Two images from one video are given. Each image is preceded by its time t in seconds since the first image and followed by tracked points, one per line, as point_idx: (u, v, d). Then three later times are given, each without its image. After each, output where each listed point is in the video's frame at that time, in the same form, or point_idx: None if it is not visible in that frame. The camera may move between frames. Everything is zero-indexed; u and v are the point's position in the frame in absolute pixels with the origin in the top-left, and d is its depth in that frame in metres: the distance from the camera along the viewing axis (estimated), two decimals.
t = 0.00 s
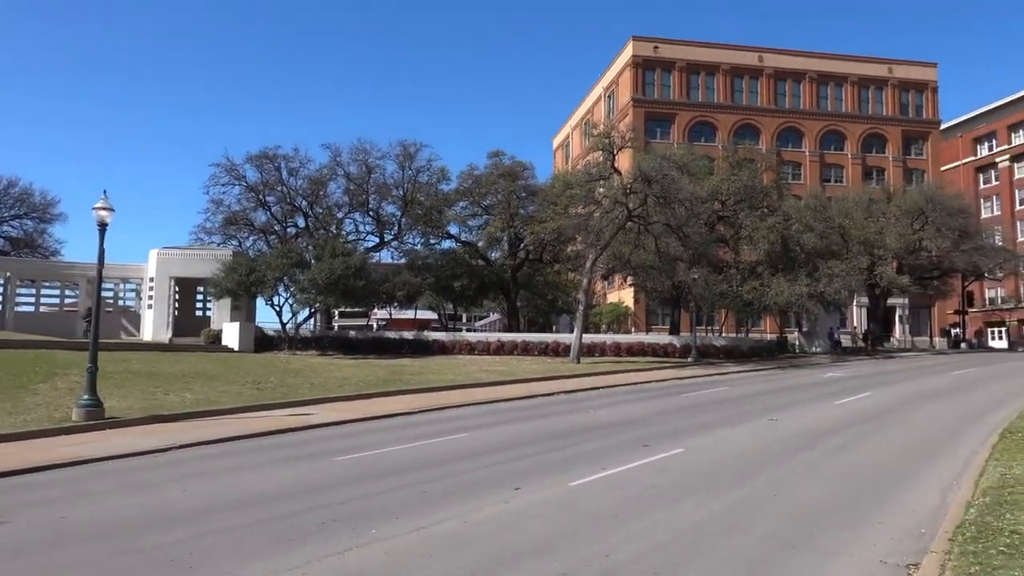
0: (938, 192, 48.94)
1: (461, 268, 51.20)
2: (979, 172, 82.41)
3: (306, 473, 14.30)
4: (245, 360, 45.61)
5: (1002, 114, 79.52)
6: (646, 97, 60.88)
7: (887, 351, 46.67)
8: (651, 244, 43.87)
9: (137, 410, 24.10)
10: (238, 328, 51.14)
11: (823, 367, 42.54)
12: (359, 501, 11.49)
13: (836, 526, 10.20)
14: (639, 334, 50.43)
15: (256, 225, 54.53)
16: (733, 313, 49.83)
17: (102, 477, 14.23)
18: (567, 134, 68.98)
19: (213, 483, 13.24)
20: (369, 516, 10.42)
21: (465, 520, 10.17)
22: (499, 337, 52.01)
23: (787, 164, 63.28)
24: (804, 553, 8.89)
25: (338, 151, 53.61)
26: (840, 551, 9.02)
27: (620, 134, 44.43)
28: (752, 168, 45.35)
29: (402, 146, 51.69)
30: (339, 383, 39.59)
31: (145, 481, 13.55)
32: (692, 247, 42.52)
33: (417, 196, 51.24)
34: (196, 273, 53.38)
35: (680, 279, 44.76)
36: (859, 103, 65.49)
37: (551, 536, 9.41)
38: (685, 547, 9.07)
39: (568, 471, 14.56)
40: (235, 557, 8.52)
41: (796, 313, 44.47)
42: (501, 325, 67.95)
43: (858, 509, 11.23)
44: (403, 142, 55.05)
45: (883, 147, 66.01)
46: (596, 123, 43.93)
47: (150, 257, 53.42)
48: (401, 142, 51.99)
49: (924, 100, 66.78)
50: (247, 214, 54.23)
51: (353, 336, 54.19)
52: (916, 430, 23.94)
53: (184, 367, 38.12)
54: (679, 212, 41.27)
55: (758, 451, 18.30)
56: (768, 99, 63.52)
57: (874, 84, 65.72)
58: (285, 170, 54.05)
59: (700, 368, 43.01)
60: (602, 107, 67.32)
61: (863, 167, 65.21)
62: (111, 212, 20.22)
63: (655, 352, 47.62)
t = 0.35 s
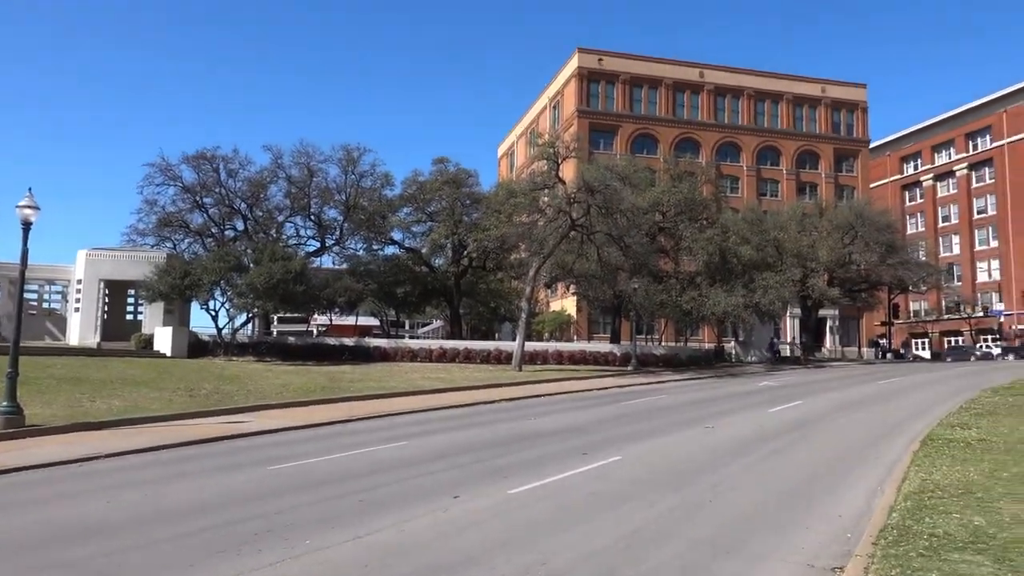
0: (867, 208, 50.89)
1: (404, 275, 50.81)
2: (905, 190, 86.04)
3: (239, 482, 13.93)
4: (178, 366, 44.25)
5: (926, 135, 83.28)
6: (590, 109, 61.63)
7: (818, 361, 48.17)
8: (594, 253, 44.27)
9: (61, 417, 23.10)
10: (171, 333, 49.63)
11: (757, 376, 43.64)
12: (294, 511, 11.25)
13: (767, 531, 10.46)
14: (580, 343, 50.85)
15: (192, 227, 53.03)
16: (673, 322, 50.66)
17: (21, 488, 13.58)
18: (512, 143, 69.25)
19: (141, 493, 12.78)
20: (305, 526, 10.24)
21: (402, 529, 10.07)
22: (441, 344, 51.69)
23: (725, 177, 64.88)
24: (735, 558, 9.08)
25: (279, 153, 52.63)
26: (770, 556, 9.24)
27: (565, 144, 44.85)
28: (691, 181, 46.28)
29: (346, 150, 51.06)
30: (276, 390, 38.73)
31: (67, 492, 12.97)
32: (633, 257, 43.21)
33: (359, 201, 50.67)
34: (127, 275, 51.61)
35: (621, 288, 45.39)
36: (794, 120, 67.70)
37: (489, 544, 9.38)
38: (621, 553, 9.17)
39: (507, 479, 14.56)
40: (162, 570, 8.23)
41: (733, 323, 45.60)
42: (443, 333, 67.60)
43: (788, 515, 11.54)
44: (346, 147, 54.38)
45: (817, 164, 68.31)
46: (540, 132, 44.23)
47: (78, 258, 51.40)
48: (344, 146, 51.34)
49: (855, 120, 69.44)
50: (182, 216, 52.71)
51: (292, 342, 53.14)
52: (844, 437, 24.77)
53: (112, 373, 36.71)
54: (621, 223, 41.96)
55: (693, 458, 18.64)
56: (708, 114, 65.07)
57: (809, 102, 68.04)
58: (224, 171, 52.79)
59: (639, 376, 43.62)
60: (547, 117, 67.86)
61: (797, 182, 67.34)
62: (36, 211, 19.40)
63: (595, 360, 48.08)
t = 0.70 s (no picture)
0: (811, 219, 52.32)
1: (356, 284, 50.21)
2: (847, 202, 88.74)
3: (182, 498, 13.55)
4: (121, 379, 43.00)
5: (867, 149, 86.10)
6: (543, 119, 62.06)
7: (767, 368, 49.23)
8: (547, 262, 44.50)
9: None
10: (114, 344, 48.22)
11: (707, 384, 44.35)
12: (239, 527, 10.98)
13: (716, 536, 10.65)
14: (534, 352, 50.95)
15: (136, 235, 51.63)
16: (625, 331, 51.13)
17: None
18: (465, 153, 69.24)
19: (78, 512, 12.34)
20: (250, 542, 10.01)
21: (350, 543, 9.92)
22: (393, 354, 51.23)
23: (676, 188, 65.98)
24: (684, 564, 9.20)
25: (228, 160, 51.65)
26: (719, 561, 9.38)
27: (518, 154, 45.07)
28: (642, 192, 46.92)
29: (297, 157, 50.38)
30: (223, 402, 37.81)
31: None
32: (585, 267, 43.62)
33: (311, 210, 50.02)
34: (68, 285, 49.98)
35: (574, 297, 45.72)
36: (741, 133, 69.30)
37: (440, 556, 9.30)
38: (572, 561, 9.22)
39: (458, 489, 14.47)
40: None
41: (683, 331, 46.33)
42: (396, 343, 67.01)
43: (736, 520, 11.75)
44: (296, 155, 53.65)
45: (763, 176, 69.99)
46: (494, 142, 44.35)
47: (15, 267, 49.58)
48: (295, 153, 50.66)
49: (799, 133, 71.44)
50: (126, 224, 51.28)
51: (241, 353, 52.05)
52: (790, 443, 25.37)
53: (49, 387, 35.40)
54: (574, 232, 42.14)
55: (644, 466, 18.83)
56: (658, 126, 66.14)
57: (755, 116, 69.74)
58: (170, 178, 51.61)
59: (591, 385, 43.93)
60: (500, 126, 68.09)
61: (744, 194, 68.86)
62: None
63: (549, 369, 48.27)
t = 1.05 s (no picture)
0: (766, 231, 53.29)
1: (315, 293, 49.41)
2: (801, 214, 90.77)
3: (133, 512, 13.22)
4: (69, 390, 41.75)
5: (819, 162, 88.23)
6: (503, 129, 62.28)
7: (724, 377, 49.89)
8: (507, 272, 44.57)
9: None
10: (62, 354, 46.86)
11: (665, 393, 44.81)
12: (192, 541, 10.76)
13: (674, 544, 10.75)
14: (494, 361, 50.87)
15: (86, 242, 50.30)
16: (585, 341, 51.34)
17: None
18: (426, 162, 69.04)
19: (23, 527, 11.95)
20: (204, 556, 9.82)
21: (308, 556, 9.80)
22: (352, 365, 50.61)
23: (634, 199, 66.71)
24: (643, 573, 9.27)
25: (183, 167, 50.70)
26: (676, 569, 9.48)
27: (478, 164, 45.23)
28: (602, 203, 47.27)
29: (254, 164, 49.68)
30: (176, 414, 36.97)
31: None
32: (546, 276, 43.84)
33: (268, 218, 49.30)
34: (13, 293, 48.46)
35: (535, 308, 45.87)
36: (698, 146, 70.46)
37: (398, 568, 9.24)
38: (531, 572, 9.22)
39: (417, 501, 14.37)
40: None
41: (643, 341, 46.74)
42: (355, 352, 66.28)
43: (693, 528, 11.89)
44: (254, 162, 52.91)
45: (720, 188, 71.20)
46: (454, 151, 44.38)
47: None
48: (252, 160, 49.97)
49: (754, 146, 72.91)
50: (76, 231, 49.92)
51: (194, 363, 50.94)
52: (746, 450, 25.77)
53: None
54: (534, 242, 42.48)
55: (603, 475, 18.93)
56: (617, 137, 66.89)
57: (712, 129, 70.99)
58: (122, 184, 50.46)
59: (551, 395, 44.07)
60: (461, 136, 68.10)
61: (702, 205, 69.93)
62: None
63: (508, 379, 48.25)
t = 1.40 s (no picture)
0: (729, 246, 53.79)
1: (279, 305, 48.66)
2: (763, 230, 92.34)
3: (87, 529, 12.87)
4: (22, 403, 40.58)
5: (781, 180, 89.95)
6: (471, 143, 62.36)
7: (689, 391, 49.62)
8: (474, 285, 45.12)
9: None
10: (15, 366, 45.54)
11: (630, 407, 45.04)
12: (148, 559, 10.51)
13: (637, 558, 10.80)
14: (460, 375, 50.64)
15: (42, 251, 49.12)
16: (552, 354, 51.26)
17: None
18: (393, 174, 68.81)
19: None
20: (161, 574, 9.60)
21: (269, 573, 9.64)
22: (316, 378, 49.91)
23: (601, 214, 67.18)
24: None
25: (144, 175, 49.83)
26: None
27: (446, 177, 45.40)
28: (569, 217, 47.63)
29: (218, 174, 49.06)
30: (133, 427, 36.10)
31: None
32: (513, 289, 43.89)
33: (232, 228, 48.53)
34: None
35: (502, 321, 46.03)
36: (664, 162, 71.37)
37: None
38: None
39: (382, 515, 14.24)
40: None
41: (607, 356, 47.02)
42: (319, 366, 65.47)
43: (656, 541, 11.96)
44: (218, 171, 52.25)
45: (684, 203, 72.07)
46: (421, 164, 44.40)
47: None
48: (216, 170, 49.34)
49: (718, 163, 74.10)
50: (32, 239, 48.70)
51: (153, 375, 49.84)
52: (709, 464, 26.07)
53: None
54: (501, 255, 42.90)
55: (568, 489, 18.95)
56: (584, 152, 67.46)
57: (677, 146, 71.99)
58: (81, 192, 49.42)
59: (516, 408, 44.03)
60: (429, 148, 68.07)
61: (667, 221, 70.68)
62: None
63: (474, 393, 48.07)
